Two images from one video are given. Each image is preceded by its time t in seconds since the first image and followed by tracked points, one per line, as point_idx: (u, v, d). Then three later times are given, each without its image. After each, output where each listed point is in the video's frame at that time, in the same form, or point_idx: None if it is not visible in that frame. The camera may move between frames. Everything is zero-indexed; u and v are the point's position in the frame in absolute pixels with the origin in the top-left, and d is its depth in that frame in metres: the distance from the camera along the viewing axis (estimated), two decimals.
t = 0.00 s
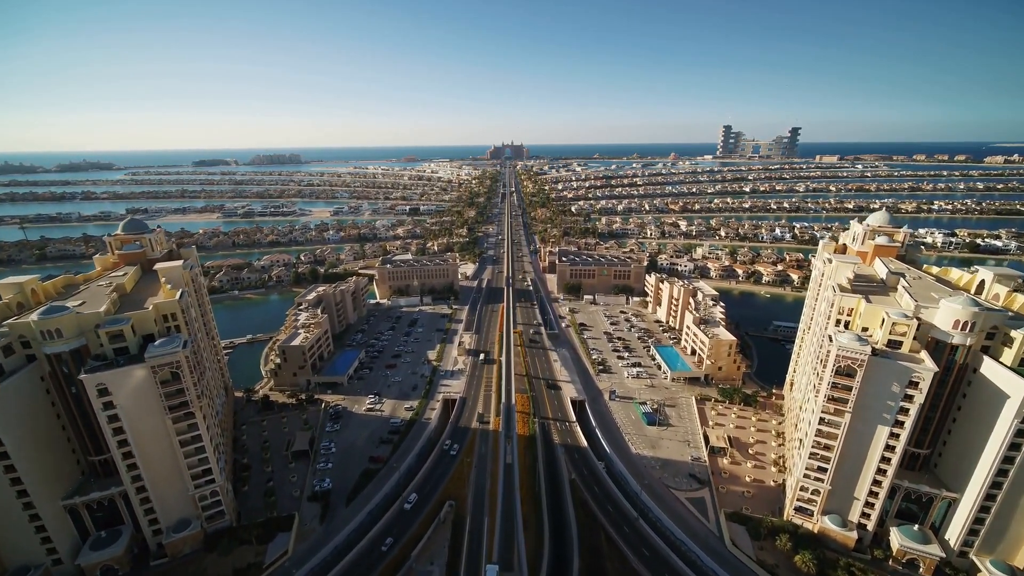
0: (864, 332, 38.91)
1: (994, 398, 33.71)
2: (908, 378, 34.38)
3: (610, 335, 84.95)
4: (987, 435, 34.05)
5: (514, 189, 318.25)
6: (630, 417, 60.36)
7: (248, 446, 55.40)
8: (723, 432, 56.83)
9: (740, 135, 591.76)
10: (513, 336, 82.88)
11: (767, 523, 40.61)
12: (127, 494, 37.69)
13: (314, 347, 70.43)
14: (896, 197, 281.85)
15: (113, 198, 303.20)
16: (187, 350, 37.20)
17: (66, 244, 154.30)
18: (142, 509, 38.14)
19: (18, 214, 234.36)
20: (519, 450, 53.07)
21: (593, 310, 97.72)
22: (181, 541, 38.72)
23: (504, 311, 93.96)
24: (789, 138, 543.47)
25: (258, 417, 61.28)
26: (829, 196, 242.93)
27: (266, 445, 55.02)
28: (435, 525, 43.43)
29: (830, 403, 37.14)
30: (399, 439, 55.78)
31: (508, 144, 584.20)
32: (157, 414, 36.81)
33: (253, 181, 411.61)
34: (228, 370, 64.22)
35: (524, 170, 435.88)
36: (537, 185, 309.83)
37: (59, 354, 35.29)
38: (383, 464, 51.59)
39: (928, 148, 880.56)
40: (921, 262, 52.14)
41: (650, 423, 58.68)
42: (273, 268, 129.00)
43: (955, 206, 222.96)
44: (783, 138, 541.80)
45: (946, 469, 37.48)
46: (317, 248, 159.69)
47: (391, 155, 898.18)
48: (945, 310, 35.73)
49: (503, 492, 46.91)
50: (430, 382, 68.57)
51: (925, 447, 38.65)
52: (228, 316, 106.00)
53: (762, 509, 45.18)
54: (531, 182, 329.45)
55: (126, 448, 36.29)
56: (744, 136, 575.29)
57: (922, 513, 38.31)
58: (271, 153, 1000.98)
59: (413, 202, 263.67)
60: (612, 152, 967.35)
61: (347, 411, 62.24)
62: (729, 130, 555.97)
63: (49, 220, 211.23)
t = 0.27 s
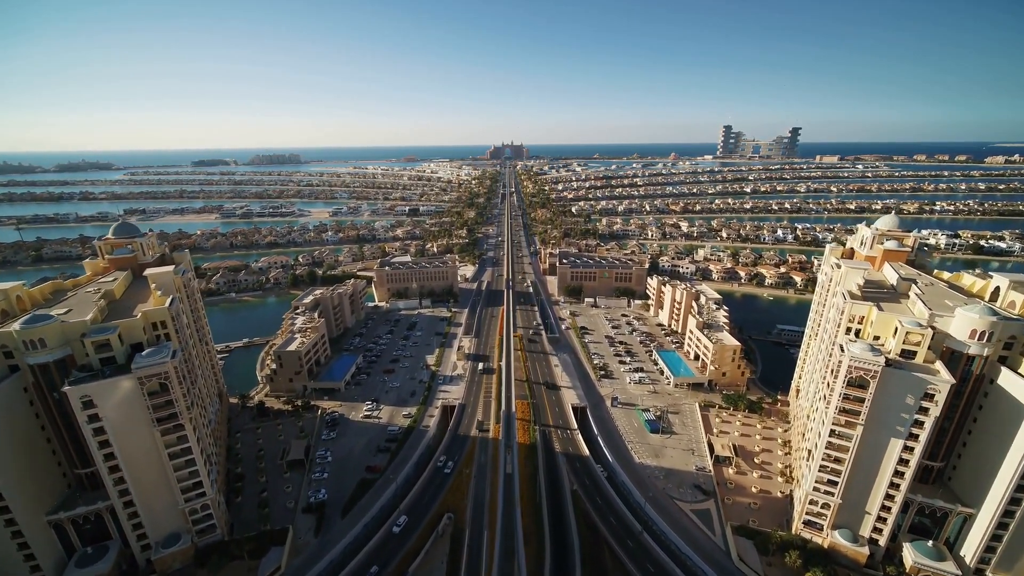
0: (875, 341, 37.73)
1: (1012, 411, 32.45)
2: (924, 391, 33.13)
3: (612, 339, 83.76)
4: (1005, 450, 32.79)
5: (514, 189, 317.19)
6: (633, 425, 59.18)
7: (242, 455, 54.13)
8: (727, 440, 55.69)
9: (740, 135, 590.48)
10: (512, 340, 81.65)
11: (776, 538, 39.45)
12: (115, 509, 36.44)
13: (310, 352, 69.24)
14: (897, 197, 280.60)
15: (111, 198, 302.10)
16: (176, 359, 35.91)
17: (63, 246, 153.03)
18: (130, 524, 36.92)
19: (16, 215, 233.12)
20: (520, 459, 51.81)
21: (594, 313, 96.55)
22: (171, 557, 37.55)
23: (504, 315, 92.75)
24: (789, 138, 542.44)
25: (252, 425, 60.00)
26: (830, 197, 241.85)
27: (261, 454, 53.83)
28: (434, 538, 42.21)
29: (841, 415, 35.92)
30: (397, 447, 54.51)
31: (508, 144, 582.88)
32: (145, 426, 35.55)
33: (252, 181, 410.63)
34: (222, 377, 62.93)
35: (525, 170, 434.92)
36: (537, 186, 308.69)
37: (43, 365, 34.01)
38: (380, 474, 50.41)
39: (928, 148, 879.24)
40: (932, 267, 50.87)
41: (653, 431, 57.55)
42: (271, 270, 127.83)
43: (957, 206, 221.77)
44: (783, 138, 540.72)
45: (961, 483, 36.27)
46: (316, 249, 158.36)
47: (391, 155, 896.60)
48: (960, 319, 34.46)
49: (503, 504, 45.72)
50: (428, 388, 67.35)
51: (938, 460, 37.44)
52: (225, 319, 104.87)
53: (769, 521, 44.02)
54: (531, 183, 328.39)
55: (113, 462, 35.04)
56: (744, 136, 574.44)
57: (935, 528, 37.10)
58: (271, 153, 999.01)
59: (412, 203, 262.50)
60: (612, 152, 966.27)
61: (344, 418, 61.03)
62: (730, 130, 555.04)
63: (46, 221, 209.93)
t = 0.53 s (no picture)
0: (888, 350, 36.51)
1: None
2: (940, 403, 31.89)
3: (613, 343, 82.52)
4: None
5: (514, 190, 316.12)
6: (636, 432, 57.95)
7: (236, 465, 52.83)
8: (732, 449, 54.46)
9: (741, 135, 589.24)
10: (513, 344, 80.37)
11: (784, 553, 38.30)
12: (101, 524, 35.19)
13: (307, 357, 67.98)
14: (899, 198, 279.29)
15: (110, 198, 300.96)
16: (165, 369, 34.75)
17: (59, 247, 151.78)
18: (117, 540, 35.63)
19: (13, 215, 231.87)
20: (521, 469, 50.53)
21: (595, 316, 95.33)
22: (159, 574, 36.16)
23: (504, 318, 91.44)
24: (790, 138, 541.33)
25: (246, 433, 58.64)
26: (832, 198, 240.57)
27: (256, 463, 52.57)
28: (431, 553, 40.91)
29: (853, 428, 34.69)
30: (394, 456, 53.25)
31: (508, 144, 581.63)
32: (133, 439, 34.29)
33: (251, 181, 409.47)
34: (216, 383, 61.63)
35: (525, 170, 433.81)
36: (537, 186, 307.60)
37: (26, 377, 32.79)
38: (377, 484, 49.11)
39: (928, 148, 877.76)
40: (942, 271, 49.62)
41: (656, 439, 56.32)
42: (269, 272, 126.60)
43: (959, 207, 220.52)
44: (784, 138, 539.51)
45: (977, 497, 35.04)
46: (314, 251, 157.09)
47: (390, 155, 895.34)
48: (977, 328, 33.21)
49: (503, 516, 44.42)
50: (427, 394, 66.12)
51: (953, 473, 36.18)
52: (221, 322, 103.69)
53: (777, 534, 42.83)
54: (531, 183, 327.24)
55: (99, 476, 33.79)
56: (744, 137, 573.47)
57: (951, 545, 35.84)
58: (271, 153, 997.81)
59: (412, 203, 261.21)
60: (613, 152, 963.17)
61: (341, 426, 59.78)
62: (730, 130, 553.92)
63: (43, 222, 208.64)
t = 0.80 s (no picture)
0: (902, 361, 35.31)
1: None
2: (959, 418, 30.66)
3: (615, 348, 81.25)
4: None
5: (514, 190, 315.02)
6: (639, 440, 56.71)
7: (229, 475, 51.56)
8: (738, 458, 53.19)
9: (741, 135, 588.02)
10: (513, 348, 79.10)
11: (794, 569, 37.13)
12: (86, 541, 33.94)
13: (303, 363, 66.70)
14: (901, 198, 278.23)
15: (108, 199, 299.67)
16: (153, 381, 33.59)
17: (55, 249, 150.43)
18: (103, 557, 34.40)
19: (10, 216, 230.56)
20: (521, 479, 49.26)
21: (597, 320, 94.06)
22: None
23: (504, 321, 90.15)
24: (790, 138, 540.19)
25: (240, 441, 57.33)
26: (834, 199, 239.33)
27: (250, 473, 51.31)
28: (429, 569, 39.62)
29: (866, 442, 33.46)
30: (392, 466, 51.98)
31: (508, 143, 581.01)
32: (119, 454, 33.02)
33: (250, 181, 408.19)
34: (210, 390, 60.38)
35: (524, 170, 432.60)
36: (537, 187, 306.49)
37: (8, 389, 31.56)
38: (374, 495, 47.92)
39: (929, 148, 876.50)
40: (954, 277, 48.42)
41: (660, 448, 55.06)
42: (266, 274, 125.31)
43: (962, 208, 219.24)
44: (785, 138, 538.27)
45: (995, 513, 33.82)
46: (313, 252, 155.97)
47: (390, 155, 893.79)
48: (995, 339, 31.99)
49: (504, 530, 43.14)
50: (425, 401, 64.87)
51: (970, 488, 34.95)
52: (218, 326, 102.48)
53: (786, 548, 41.63)
54: (531, 183, 326.06)
55: (84, 492, 32.54)
56: (745, 137, 572.51)
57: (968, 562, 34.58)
58: (270, 153, 995.80)
59: (411, 204, 259.91)
60: (613, 151, 961.90)
61: (338, 434, 58.51)
62: (730, 130, 552.71)
63: (40, 223, 207.50)
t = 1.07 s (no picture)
0: (918, 372, 33.99)
1: None
2: (978, 434, 29.33)
3: (617, 352, 80.03)
4: None
5: (514, 191, 314.21)
6: (642, 449, 55.51)
7: (222, 485, 50.31)
8: (744, 469, 51.88)
9: (741, 135, 587.25)
10: (513, 353, 77.85)
11: None
12: (69, 559, 32.65)
13: (299, 368, 65.47)
14: (902, 199, 277.10)
15: (106, 199, 298.69)
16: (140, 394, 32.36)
17: (51, 250, 149.24)
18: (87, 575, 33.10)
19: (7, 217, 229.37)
20: (522, 490, 48.01)
21: (598, 323, 92.86)
22: None
23: (504, 325, 88.94)
24: (791, 138, 539.30)
25: (234, 450, 56.02)
26: (835, 199, 238.15)
27: (243, 484, 49.98)
28: None
29: (880, 456, 32.20)
30: (389, 476, 50.72)
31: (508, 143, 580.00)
32: (103, 470, 31.68)
33: (250, 181, 407.22)
34: (204, 397, 59.12)
35: (524, 171, 431.57)
36: (537, 187, 305.47)
37: None
38: (371, 507, 46.66)
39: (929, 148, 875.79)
40: (966, 282, 47.13)
41: (663, 457, 53.76)
42: (264, 276, 124.16)
43: (964, 209, 218.19)
44: (785, 138, 537.40)
45: (1013, 531, 32.56)
46: (311, 254, 154.80)
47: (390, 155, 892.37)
48: (1016, 351, 30.68)
49: (503, 544, 41.82)
50: (424, 408, 63.60)
51: (988, 505, 33.61)
52: (215, 329, 101.32)
53: (794, 564, 40.37)
54: (531, 184, 325.20)
55: (67, 509, 31.21)
56: (745, 137, 571.66)
57: None
58: (270, 153, 993.80)
59: (411, 205, 258.79)
60: (613, 151, 960.50)
61: (334, 442, 57.24)
62: (731, 130, 551.81)
63: (38, 223, 206.26)
